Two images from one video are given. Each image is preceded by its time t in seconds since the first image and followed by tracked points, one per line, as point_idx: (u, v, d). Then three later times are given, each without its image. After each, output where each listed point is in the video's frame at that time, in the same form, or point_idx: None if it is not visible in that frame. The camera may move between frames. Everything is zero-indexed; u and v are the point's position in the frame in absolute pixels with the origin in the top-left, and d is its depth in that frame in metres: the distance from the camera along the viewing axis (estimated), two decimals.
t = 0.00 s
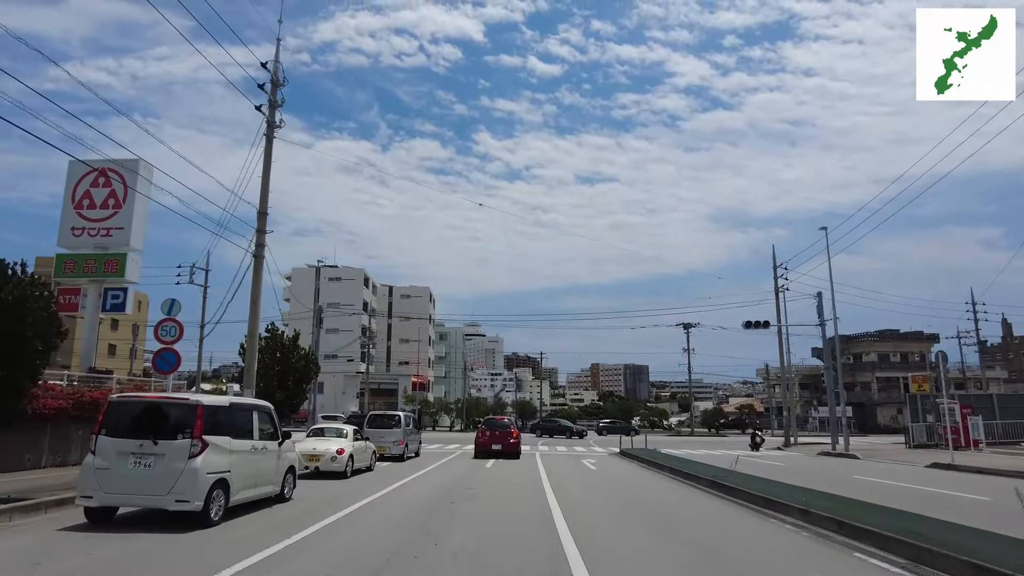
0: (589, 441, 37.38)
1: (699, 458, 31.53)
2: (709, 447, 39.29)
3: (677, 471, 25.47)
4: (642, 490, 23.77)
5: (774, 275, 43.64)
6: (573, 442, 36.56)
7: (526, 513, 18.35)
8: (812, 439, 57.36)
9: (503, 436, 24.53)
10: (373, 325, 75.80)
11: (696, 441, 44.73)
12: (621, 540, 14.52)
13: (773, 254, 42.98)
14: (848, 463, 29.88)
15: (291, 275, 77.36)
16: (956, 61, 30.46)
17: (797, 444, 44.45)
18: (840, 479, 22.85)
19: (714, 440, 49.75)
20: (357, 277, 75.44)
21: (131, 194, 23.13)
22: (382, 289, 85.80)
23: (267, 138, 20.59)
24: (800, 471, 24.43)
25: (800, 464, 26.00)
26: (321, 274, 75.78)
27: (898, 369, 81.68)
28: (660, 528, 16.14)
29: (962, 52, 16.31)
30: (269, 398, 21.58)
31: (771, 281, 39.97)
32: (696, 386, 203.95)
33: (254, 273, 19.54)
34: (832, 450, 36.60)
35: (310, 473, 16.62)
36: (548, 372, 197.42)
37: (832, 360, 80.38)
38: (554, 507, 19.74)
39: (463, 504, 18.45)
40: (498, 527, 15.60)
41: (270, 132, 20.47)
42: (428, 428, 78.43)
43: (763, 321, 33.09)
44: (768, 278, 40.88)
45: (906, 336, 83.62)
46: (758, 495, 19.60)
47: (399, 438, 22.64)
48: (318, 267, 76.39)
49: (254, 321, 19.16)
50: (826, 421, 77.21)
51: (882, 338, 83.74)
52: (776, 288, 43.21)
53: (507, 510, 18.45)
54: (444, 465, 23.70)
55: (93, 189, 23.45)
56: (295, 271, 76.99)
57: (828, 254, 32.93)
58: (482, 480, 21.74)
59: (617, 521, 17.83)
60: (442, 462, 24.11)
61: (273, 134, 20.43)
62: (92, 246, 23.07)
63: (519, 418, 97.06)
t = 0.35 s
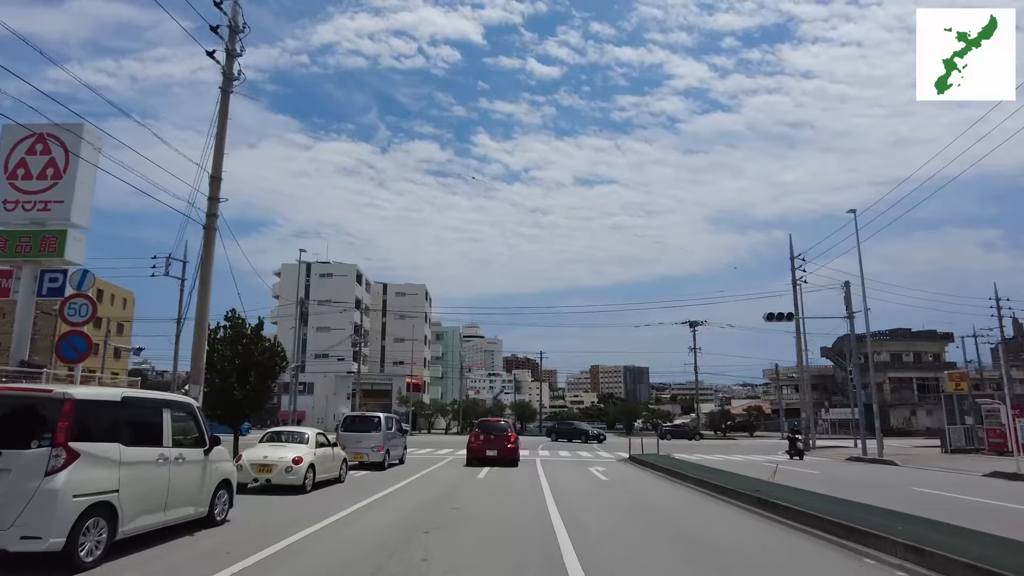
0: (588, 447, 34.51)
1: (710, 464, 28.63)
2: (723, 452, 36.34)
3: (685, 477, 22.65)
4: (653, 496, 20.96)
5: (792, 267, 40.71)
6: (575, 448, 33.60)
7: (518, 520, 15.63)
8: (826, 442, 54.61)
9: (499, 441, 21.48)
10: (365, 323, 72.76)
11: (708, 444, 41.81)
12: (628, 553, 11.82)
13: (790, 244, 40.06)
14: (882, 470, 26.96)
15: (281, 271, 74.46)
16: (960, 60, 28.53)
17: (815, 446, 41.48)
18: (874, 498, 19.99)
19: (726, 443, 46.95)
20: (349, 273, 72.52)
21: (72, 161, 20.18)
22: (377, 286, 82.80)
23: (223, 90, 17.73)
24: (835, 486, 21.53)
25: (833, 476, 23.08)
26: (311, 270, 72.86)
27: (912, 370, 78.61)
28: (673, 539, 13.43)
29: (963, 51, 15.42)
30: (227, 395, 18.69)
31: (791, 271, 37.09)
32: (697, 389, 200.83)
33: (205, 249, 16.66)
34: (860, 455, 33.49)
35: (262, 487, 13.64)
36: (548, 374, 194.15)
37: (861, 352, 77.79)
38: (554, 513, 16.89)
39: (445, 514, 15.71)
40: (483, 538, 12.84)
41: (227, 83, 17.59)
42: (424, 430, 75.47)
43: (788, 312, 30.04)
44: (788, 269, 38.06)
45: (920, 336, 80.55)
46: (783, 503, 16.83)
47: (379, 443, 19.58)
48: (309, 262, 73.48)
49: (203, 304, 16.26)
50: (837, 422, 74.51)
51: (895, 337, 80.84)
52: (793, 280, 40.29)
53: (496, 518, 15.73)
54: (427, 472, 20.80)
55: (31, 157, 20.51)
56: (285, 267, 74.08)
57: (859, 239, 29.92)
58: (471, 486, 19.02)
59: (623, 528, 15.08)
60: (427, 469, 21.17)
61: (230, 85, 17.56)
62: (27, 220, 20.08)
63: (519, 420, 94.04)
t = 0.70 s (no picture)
0: (589, 454, 31.54)
1: (718, 468, 26.04)
2: (738, 458, 33.41)
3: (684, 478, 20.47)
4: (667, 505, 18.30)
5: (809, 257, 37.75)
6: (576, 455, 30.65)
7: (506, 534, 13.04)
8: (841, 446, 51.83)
9: (494, 446, 18.72)
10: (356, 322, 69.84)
11: (719, 449, 38.82)
12: (630, 564, 9.56)
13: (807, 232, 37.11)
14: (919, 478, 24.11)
15: (269, 268, 71.52)
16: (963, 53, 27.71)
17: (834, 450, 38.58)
18: (895, 506, 17.92)
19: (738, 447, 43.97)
20: (340, 270, 69.65)
21: None
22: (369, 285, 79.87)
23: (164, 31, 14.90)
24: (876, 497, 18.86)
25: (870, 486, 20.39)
26: (301, 267, 69.97)
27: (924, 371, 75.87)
28: (680, 550, 11.29)
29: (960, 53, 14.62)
30: (171, 393, 15.81)
31: (810, 261, 34.08)
32: (695, 392, 198.01)
33: (138, 217, 13.83)
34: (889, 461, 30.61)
35: (190, 508, 10.78)
36: (546, 377, 191.06)
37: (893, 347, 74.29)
38: (548, 522, 14.55)
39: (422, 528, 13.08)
40: (455, 552, 10.57)
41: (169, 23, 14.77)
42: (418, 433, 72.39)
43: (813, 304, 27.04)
44: (805, 259, 35.03)
45: (931, 335, 77.83)
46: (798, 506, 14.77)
47: (352, 451, 16.80)
48: (298, 259, 70.57)
49: (133, 282, 13.43)
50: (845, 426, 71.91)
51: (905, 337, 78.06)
52: (810, 273, 37.41)
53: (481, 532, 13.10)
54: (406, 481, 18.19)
55: None
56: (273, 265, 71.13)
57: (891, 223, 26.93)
58: (457, 496, 16.41)
59: (620, 537, 12.91)
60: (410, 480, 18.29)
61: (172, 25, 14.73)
62: None
63: (516, 424, 91.10)
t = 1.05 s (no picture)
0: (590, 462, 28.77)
1: (728, 475, 23.38)
2: (751, 465, 30.73)
3: (685, 483, 18.17)
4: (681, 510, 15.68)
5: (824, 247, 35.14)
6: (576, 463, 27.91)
7: (489, 552, 10.43)
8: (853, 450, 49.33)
9: (484, 453, 16.16)
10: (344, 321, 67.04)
11: (731, 455, 36.08)
12: None
13: (822, 221, 34.51)
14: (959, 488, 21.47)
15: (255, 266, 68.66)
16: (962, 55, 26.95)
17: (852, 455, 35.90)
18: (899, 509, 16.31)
19: (748, 452, 41.21)
20: (329, 267, 66.92)
21: None
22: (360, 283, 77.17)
23: None
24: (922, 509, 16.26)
25: (911, 498, 17.82)
26: (288, 264, 67.20)
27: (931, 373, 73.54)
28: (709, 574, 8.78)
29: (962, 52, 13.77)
30: (92, 389, 13.17)
31: (827, 252, 31.46)
32: (692, 395, 195.97)
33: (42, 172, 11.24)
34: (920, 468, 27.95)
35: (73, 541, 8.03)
36: (542, 380, 188.42)
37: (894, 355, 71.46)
38: (543, 536, 11.96)
39: (384, 549, 10.45)
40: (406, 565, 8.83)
41: None
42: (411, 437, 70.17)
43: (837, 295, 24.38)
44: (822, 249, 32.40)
45: (940, 336, 75.52)
46: (826, 512, 12.58)
47: (314, 460, 14.23)
48: (285, 256, 67.78)
49: (32, 250, 10.84)
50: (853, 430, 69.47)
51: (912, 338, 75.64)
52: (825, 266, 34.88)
53: (457, 549, 10.51)
54: (366, 488, 15.93)
55: None
56: (258, 261, 68.28)
57: (924, 205, 24.31)
58: (436, 508, 13.77)
59: (614, 542, 11.01)
60: (384, 493, 15.58)
61: None
62: None
63: (513, 428, 88.37)
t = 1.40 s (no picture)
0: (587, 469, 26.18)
1: (743, 482, 20.83)
2: (764, 471, 28.21)
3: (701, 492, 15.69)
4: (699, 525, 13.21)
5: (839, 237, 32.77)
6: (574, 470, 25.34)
7: None
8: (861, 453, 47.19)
9: (468, 461, 13.73)
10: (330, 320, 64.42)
11: (740, 460, 33.54)
12: None
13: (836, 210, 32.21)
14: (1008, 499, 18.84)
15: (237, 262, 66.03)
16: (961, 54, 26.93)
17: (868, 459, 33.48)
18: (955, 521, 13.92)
19: (755, 457, 38.71)
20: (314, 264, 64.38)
21: None
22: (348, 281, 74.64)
23: None
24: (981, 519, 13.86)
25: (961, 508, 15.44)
26: (272, 260, 64.67)
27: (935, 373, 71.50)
28: None
29: (963, 53, 13.95)
30: None
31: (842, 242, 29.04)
32: (686, 397, 194.05)
33: None
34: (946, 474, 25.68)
35: None
36: (536, 382, 186.10)
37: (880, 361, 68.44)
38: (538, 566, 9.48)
39: None
40: None
41: None
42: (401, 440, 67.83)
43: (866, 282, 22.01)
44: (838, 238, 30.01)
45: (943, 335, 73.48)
46: (888, 533, 10.13)
47: (260, 471, 11.75)
48: (269, 252, 65.25)
49: None
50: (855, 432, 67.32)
51: (915, 337, 73.55)
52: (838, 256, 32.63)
53: None
54: (321, 503, 13.46)
55: None
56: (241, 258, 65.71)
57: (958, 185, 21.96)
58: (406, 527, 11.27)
59: None
60: (347, 508, 13.05)
61: None
62: None
63: (505, 430, 85.72)
